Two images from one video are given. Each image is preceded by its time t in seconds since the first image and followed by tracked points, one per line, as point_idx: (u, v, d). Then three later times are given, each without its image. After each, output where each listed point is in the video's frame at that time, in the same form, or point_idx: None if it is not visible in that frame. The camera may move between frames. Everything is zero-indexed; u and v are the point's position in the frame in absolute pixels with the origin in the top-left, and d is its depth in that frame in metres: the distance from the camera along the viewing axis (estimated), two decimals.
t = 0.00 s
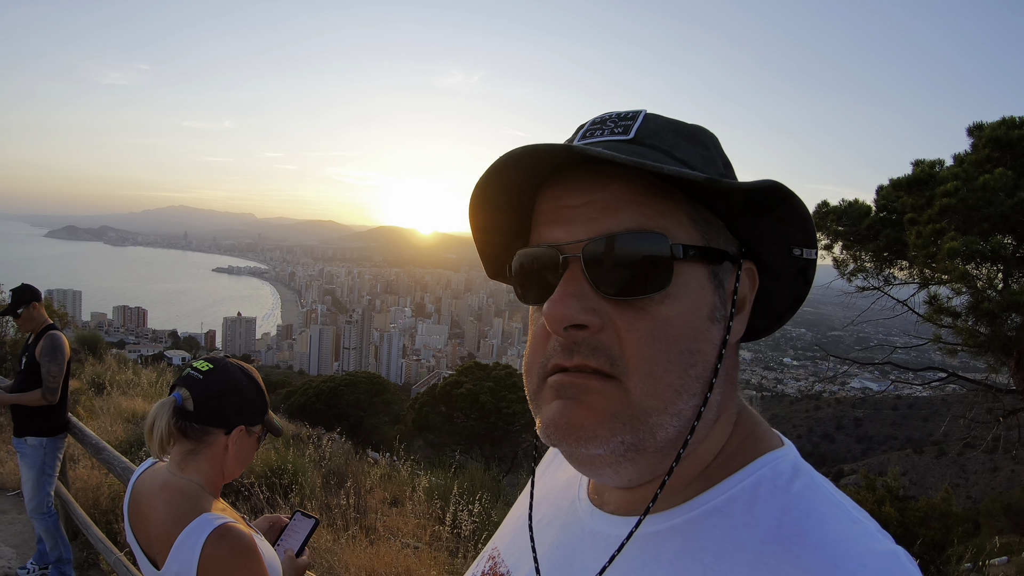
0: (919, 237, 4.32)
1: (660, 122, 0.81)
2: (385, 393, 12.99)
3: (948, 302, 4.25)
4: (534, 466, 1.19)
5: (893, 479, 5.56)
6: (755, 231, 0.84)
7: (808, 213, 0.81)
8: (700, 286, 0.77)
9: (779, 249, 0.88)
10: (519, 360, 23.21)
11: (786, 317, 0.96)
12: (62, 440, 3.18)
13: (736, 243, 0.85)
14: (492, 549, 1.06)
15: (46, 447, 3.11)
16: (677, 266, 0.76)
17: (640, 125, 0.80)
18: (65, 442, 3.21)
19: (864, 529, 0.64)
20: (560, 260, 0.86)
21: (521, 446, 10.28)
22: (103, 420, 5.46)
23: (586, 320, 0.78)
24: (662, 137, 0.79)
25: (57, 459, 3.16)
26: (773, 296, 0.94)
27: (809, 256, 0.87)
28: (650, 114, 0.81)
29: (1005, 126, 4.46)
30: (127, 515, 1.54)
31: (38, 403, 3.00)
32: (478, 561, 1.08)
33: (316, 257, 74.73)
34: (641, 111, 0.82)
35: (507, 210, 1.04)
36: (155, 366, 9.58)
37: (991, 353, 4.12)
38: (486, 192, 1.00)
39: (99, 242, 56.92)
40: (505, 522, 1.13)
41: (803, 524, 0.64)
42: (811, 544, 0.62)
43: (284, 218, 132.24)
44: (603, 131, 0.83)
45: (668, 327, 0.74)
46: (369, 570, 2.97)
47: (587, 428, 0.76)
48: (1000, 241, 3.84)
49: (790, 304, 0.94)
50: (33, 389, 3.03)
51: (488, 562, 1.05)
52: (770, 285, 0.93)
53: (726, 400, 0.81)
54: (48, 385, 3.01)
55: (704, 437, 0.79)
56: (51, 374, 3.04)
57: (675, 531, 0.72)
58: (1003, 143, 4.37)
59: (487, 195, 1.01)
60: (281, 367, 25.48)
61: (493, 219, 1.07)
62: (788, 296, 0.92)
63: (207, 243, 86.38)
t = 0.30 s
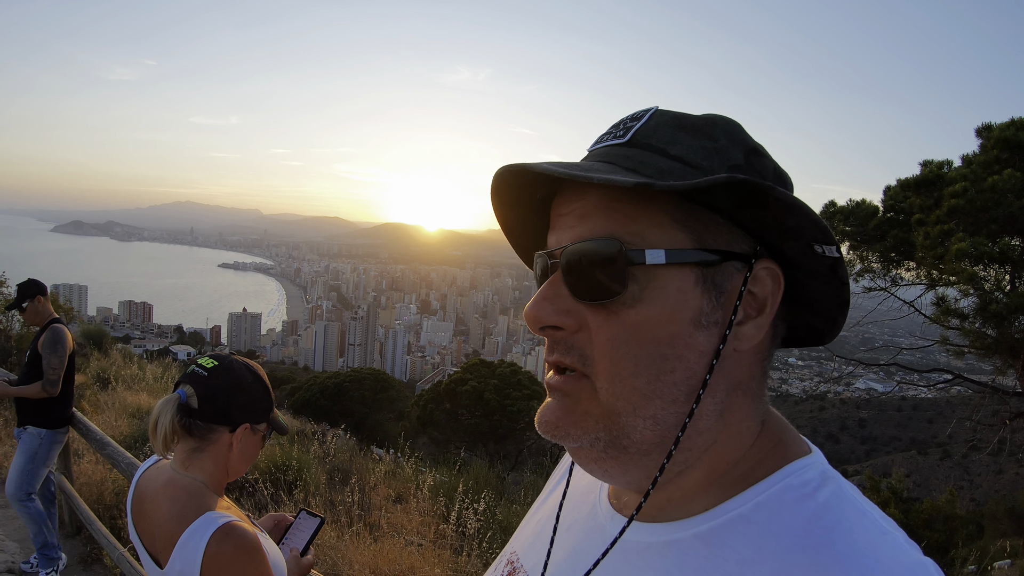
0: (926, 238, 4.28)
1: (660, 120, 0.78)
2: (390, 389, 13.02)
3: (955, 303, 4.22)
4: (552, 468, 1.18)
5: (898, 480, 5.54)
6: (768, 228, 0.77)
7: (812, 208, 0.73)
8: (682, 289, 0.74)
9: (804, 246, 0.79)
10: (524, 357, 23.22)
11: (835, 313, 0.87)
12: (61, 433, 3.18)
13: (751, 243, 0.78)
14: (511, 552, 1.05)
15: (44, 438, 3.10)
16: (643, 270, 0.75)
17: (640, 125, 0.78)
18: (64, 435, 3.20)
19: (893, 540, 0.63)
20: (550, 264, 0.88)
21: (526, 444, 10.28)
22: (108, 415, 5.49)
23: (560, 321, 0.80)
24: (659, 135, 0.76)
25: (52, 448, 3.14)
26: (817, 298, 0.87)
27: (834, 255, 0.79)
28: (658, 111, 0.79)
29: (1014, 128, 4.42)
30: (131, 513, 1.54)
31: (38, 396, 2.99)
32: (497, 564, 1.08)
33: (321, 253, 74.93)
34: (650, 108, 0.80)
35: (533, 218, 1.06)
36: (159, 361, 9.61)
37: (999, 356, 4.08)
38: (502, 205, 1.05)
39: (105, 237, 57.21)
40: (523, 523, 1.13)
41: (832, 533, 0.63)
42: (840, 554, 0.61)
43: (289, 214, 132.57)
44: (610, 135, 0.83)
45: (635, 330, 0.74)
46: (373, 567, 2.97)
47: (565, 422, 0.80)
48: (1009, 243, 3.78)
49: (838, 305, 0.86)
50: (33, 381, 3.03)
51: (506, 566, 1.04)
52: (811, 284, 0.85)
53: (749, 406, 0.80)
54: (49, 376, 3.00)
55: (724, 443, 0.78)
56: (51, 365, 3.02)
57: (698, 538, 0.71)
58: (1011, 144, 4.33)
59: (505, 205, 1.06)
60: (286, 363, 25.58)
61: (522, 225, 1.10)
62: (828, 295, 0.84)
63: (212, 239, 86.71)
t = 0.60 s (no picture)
0: (934, 236, 4.27)
1: (727, 113, 0.76)
2: (394, 383, 13.07)
3: (962, 302, 4.18)
4: (562, 469, 1.17)
5: (902, 479, 5.51)
6: (814, 233, 0.81)
7: (875, 216, 0.77)
8: (767, 286, 0.74)
9: (838, 254, 0.83)
10: (529, 352, 23.22)
11: (836, 321, 0.92)
12: (62, 424, 3.19)
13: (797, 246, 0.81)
14: (520, 553, 1.04)
15: (43, 427, 3.10)
16: (750, 263, 0.73)
17: (708, 115, 0.76)
18: (65, 426, 3.20)
19: (918, 550, 0.61)
20: (625, 250, 0.80)
21: (529, 440, 10.29)
22: (113, 407, 5.52)
23: (656, 315, 0.73)
24: (730, 129, 0.75)
25: (50, 438, 3.13)
26: (823, 299, 0.90)
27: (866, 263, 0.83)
28: (714, 105, 0.77)
29: None
30: (130, 509, 1.53)
31: (39, 384, 2.99)
32: (505, 565, 1.07)
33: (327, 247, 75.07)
34: (705, 102, 0.77)
35: (557, 193, 0.98)
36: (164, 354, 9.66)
37: (1006, 356, 4.03)
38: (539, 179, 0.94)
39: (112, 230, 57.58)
40: (531, 526, 1.11)
41: (855, 542, 0.61)
42: (865, 564, 0.59)
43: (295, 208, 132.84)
44: (667, 120, 0.78)
45: (737, 325, 0.71)
46: (375, 561, 2.97)
47: (654, 426, 0.72)
48: (1017, 243, 3.70)
49: (840, 309, 0.91)
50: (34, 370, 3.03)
51: (515, 567, 1.03)
52: (824, 289, 0.89)
53: (779, 408, 0.78)
54: (50, 365, 3.00)
55: (756, 444, 0.76)
56: (52, 355, 3.02)
57: (717, 543, 0.69)
58: (1019, 142, 4.30)
59: (540, 179, 0.95)
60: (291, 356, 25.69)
61: (543, 203, 1.01)
62: (842, 300, 0.88)
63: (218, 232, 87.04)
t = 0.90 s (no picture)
0: (934, 236, 4.28)
1: (719, 113, 0.77)
2: (395, 380, 13.10)
3: (962, 302, 4.19)
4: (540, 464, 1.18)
5: (901, 479, 5.51)
6: (801, 233, 0.82)
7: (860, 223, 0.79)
8: (754, 283, 0.75)
9: (821, 256, 0.85)
10: (530, 350, 23.24)
11: (811, 321, 0.94)
12: (63, 421, 3.22)
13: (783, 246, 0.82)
14: (497, 546, 1.05)
15: (44, 424, 3.13)
16: (739, 261, 0.74)
17: (701, 113, 0.76)
18: (66, 423, 3.24)
19: (890, 540, 0.62)
20: (617, 242, 0.81)
21: (529, 437, 10.31)
22: (114, 402, 5.54)
23: (645, 307, 0.74)
24: (722, 130, 0.76)
25: (53, 434, 3.18)
26: (803, 300, 0.92)
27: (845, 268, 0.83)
28: (707, 102, 0.78)
29: None
30: (125, 499, 1.55)
31: (37, 380, 3.01)
32: (481, 559, 1.07)
33: (329, 244, 75.15)
34: (698, 98, 0.78)
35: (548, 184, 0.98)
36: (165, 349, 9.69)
37: (1004, 356, 4.04)
38: (530, 169, 0.94)
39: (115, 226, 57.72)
40: (509, 519, 1.12)
41: (831, 533, 0.62)
42: (840, 553, 0.60)
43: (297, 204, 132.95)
44: (659, 115, 0.78)
45: (723, 319, 0.72)
46: (372, 557, 2.99)
47: (642, 420, 0.73)
48: (1017, 243, 3.71)
49: (817, 310, 0.93)
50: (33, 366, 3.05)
51: (492, 560, 1.03)
52: (803, 290, 0.91)
53: (758, 403, 0.80)
54: (48, 361, 3.02)
55: (737, 438, 0.77)
56: (50, 351, 3.04)
57: (695, 533, 0.70)
58: (1020, 142, 4.30)
59: (531, 170, 0.95)
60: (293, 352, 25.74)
61: (534, 192, 1.01)
62: (820, 301, 0.90)
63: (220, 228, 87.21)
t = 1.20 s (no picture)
0: (934, 239, 4.28)
1: (695, 111, 0.78)
2: (396, 382, 13.11)
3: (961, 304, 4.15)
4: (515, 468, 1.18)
5: (902, 482, 5.50)
6: (777, 230, 0.83)
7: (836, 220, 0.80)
8: (735, 282, 0.76)
9: (794, 253, 0.86)
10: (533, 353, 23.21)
11: (783, 317, 0.96)
12: (63, 423, 3.21)
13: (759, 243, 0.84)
14: (475, 551, 1.04)
15: (44, 428, 3.13)
16: (722, 259, 0.74)
17: (677, 111, 0.76)
18: (66, 425, 3.23)
19: (872, 534, 0.63)
20: (598, 240, 0.81)
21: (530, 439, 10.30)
22: (115, 404, 5.55)
23: (631, 307, 0.74)
24: (699, 127, 0.77)
25: (54, 438, 3.18)
26: (775, 297, 0.94)
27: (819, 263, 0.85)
28: (683, 99, 0.78)
29: None
30: (121, 498, 1.56)
31: (33, 383, 3.01)
32: (460, 564, 1.06)
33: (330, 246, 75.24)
34: (674, 95, 0.78)
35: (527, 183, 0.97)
36: (167, 351, 9.70)
37: (1005, 359, 4.02)
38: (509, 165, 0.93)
39: (117, 228, 57.90)
40: (486, 525, 1.11)
41: (814, 529, 0.63)
42: (825, 549, 0.60)
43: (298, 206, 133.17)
44: (636, 111, 0.78)
45: (708, 319, 0.72)
46: (370, 559, 2.99)
47: (631, 433, 0.73)
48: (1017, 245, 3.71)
49: (789, 306, 0.94)
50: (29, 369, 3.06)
51: (470, 565, 1.03)
52: (776, 287, 0.92)
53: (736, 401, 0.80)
54: (42, 364, 3.02)
55: (717, 438, 0.78)
56: (45, 354, 3.04)
57: (678, 532, 0.70)
58: (1021, 144, 4.29)
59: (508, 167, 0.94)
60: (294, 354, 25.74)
61: (510, 192, 1.01)
62: (791, 297, 0.92)
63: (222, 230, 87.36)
